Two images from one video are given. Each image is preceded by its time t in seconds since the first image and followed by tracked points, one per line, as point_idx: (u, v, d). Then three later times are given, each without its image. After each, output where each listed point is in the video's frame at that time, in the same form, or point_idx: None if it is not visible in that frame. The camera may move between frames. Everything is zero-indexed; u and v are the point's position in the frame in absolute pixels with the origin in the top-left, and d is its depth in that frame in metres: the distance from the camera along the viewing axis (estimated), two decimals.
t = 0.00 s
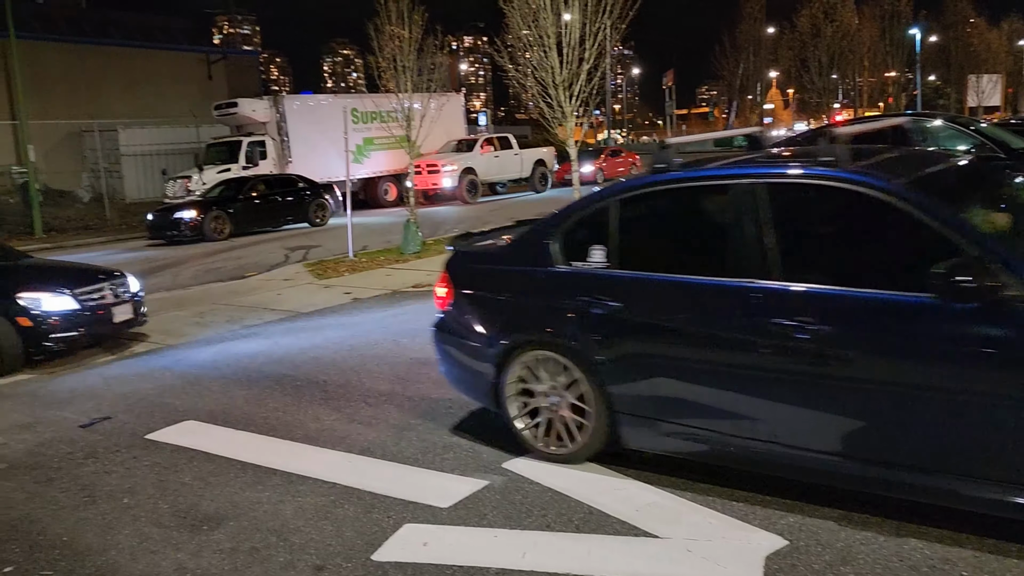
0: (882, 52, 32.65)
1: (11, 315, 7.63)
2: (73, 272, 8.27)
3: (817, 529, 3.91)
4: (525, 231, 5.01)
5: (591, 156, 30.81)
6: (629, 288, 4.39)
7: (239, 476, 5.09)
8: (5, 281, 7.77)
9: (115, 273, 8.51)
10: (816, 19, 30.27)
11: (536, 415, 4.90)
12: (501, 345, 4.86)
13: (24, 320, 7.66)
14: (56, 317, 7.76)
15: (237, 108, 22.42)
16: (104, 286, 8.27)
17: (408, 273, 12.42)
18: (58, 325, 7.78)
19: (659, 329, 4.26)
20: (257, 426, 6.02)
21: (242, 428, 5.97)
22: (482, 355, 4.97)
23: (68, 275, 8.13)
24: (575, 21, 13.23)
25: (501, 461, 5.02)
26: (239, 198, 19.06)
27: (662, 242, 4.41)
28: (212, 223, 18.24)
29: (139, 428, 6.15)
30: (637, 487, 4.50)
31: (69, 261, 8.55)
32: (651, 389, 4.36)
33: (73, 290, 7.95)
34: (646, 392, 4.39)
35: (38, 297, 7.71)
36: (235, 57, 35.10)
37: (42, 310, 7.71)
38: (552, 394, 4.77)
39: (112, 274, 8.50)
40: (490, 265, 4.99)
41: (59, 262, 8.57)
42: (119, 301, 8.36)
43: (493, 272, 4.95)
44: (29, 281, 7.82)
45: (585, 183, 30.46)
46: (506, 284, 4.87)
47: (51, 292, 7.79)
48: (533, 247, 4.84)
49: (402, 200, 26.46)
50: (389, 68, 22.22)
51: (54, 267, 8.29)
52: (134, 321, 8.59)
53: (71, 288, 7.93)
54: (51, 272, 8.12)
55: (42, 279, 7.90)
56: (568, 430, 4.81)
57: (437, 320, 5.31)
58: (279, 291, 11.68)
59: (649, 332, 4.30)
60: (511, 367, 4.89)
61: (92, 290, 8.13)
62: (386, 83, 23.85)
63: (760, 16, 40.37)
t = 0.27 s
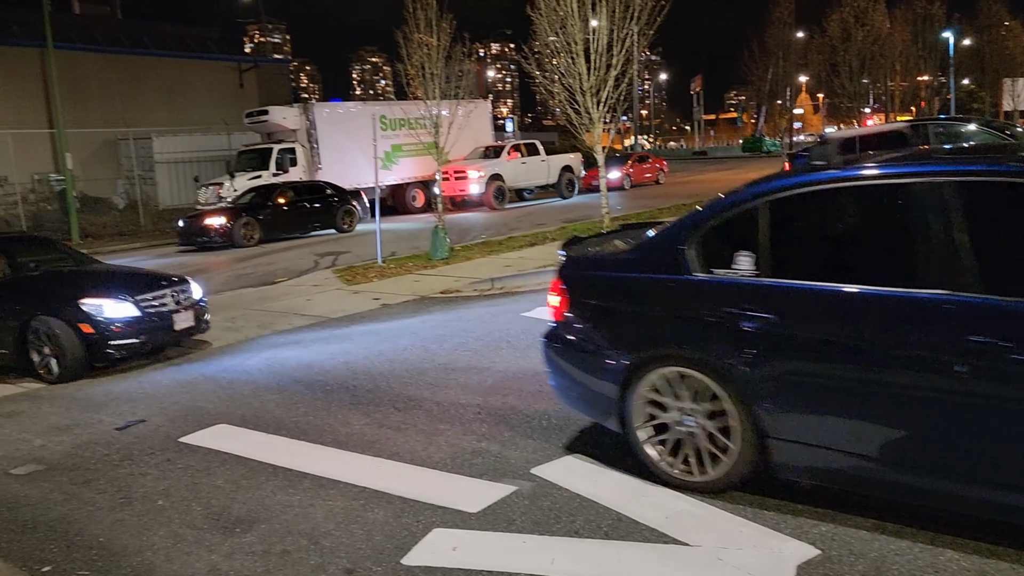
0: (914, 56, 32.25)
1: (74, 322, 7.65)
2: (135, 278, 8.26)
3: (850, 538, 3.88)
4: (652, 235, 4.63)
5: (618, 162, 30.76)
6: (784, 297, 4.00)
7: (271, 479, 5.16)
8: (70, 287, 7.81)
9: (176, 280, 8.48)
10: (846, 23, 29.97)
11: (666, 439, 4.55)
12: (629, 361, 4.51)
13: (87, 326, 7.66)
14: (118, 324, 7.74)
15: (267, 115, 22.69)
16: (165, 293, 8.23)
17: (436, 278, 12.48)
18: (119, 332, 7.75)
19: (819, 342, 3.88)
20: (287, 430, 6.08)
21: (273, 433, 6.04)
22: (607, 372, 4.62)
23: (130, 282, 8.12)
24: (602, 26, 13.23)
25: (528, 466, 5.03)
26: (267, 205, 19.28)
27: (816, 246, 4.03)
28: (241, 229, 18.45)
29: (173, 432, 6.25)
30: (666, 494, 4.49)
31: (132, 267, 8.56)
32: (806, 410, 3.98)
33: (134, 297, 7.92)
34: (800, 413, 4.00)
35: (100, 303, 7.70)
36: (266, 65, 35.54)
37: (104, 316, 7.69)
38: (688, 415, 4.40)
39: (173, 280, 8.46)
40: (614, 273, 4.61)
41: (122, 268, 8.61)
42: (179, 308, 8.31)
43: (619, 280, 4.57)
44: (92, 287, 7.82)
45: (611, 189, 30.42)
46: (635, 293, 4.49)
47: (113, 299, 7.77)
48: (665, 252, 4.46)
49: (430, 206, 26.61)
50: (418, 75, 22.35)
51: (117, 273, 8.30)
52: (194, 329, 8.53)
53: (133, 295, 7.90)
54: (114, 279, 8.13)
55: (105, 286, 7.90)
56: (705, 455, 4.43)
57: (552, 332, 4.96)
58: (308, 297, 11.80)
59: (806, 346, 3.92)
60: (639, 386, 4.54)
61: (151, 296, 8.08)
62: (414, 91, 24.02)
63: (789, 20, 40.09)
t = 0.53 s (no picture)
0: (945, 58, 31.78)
1: (132, 324, 7.79)
2: (196, 282, 8.42)
3: (880, 546, 3.85)
4: (807, 239, 4.26)
5: (643, 166, 30.68)
6: (960, 314, 3.64)
7: (299, 481, 5.21)
8: (130, 290, 7.99)
9: (237, 284, 8.61)
10: (876, 25, 29.61)
11: (815, 463, 4.19)
12: (773, 380, 4.16)
13: (145, 328, 7.79)
14: (177, 327, 7.86)
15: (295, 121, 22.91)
16: (226, 297, 8.35)
17: (462, 283, 12.53)
18: (178, 335, 7.87)
19: (1015, 367, 3.48)
20: (315, 432, 6.14)
21: (302, 435, 6.09)
22: (747, 389, 4.27)
23: (190, 286, 8.28)
24: (628, 31, 13.21)
25: (554, 470, 5.04)
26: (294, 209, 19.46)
27: (995, 259, 3.68)
28: (268, 233, 18.63)
29: (203, 434, 6.33)
30: (693, 500, 4.47)
31: (195, 272, 8.75)
32: (992, 441, 3.61)
33: (194, 300, 8.06)
34: (984, 447, 3.63)
35: (158, 306, 7.86)
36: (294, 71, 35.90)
37: (162, 319, 7.84)
38: (851, 440, 4.02)
39: (233, 285, 8.60)
40: (764, 283, 4.26)
41: (185, 272, 8.79)
42: (240, 312, 8.42)
43: (760, 291, 4.26)
44: (151, 291, 7.99)
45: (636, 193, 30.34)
46: (780, 306, 4.17)
47: (171, 302, 7.92)
48: (827, 263, 4.09)
49: (456, 211, 26.71)
50: (444, 80, 22.44)
51: (178, 277, 8.49)
52: (254, 334, 8.62)
53: (192, 298, 8.04)
54: (174, 283, 8.29)
55: (164, 289, 8.07)
56: (871, 484, 4.03)
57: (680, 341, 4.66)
58: (336, 301, 11.89)
59: (1003, 373, 3.52)
60: (787, 405, 4.19)
61: (208, 298, 8.19)
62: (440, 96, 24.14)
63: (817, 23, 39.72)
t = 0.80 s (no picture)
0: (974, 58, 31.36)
1: (185, 323, 7.78)
2: (249, 280, 8.41)
3: (909, 551, 3.80)
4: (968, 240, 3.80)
5: (666, 169, 30.56)
6: None
7: (324, 482, 5.25)
8: (183, 288, 7.99)
9: (290, 282, 8.59)
10: (903, 26, 29.27)
11: (997, 491, 3.64)
12: (954, 400, 3.64)
13: (198, 328, 7.78)
14: (230, 326, 7.84)
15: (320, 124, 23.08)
16: (279, 296, 8.33)
17: (485, 285, 12.55)
18: (232, 334, 7.85)
19: None
20: (340, 434, 6.18)
21: (327, 437, 6.13)
22: (910, 408, 3.79)
23: (243, 284, 8.26)
24: (652, 32, 13.17)
25: (578, 473, 5.04)
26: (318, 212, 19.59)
27: None
28: (292, 236, 18.78)
29: (230, 434, 6.40)
30: (718, 504, 4.45)
31: (248, 270, 8.74)
32: None
33: (246, 298, 8.03)
34: None
35: (211, 304, 7.85)
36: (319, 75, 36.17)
37: (215, 318, 7.82)
38: None
39: (286, 282, 8.57)
40: (922, 290, 3.81)
41: (237, 270, 8.78)
42: (293, 311, 8.39)
43: (918, 299, 3.82)
44: (203, 289, 7.99)
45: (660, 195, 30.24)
46: (960, 313, 3.65)
47: (224, 300, 7.91)
48: (1005, 262, 3.58)
49: (478, 213, 26.77)
50: (467, 83, 22.50)
51: (230, 276, 8.48)
52: (308, 333, 8.59)
53: (245, 296, 8.02)
54: (226, 281, 8.29)
55: (217, 287, 8.06)
56: None
57: (825, 353, 4.19)
58: (360, 303, 11.96)
59: None
60: (959, 427, 3.68)
61: (263, 297, 8.19)
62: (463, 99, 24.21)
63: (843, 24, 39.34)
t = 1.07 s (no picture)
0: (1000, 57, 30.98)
1: (231, 323, 7.63)
2: (297, 279, 8.24)
3: (932, 555, 3.77)
4: None
5: (686, 170, 30.46)
6: None
7: (345, 482, 5.28)
8: (228, 287, 7.86)
9: (338, 280, 8.40)
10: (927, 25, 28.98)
11: None
12: None
13: (244, 327, 7.63)
14: (277, 326, 7.67)
15: (341, 126, 23.21)
16: (326, 294, 8.15)
17: (504, 286, 12.57)
18: (279, 334, 7.68)
19: None
20: (360, 434, 6.21)
21: (349, 437, 6.16)
22: None
23: (289, 283, 8.09)
24: (672, 33, 13.14)
25: (598, 474, 5.04)
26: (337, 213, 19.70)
27: None
28: (312, 237, 18.88)
29: (251, 434, 6.45)
30: (739, 506, 4.43)
31: (295, 269, 8.59)
32: None
33: (293, 297, 7.86)
34: None
35: (257, 304, 7.69)
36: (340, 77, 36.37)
37: (261, 317, 7.65)
38: None
39: (333, 280, 8.39)
40: None
41: (285, 269, 8.62)
42: (341, 309, 8.21)
43: None
44: (249, 288, 7.84)
45: (679, 196, 30.15)
46: None
47: (270, 299, 7.74)
48: None
49: (498, 215, 26.81)
50: (487, 85, 22.55)
51: (277, 275, 8.33)
52: (356, 333, 8.40)
53: (291, 295, 7.85)
54: (273, 280, 8.13)
55: (263, 286, 7.90)
56: None
57: (999, 371, 3.79)
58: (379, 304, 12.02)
59: None
60: None
61: (309, 295, 8.00)
62: (483, 101, 24.26)
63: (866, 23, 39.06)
